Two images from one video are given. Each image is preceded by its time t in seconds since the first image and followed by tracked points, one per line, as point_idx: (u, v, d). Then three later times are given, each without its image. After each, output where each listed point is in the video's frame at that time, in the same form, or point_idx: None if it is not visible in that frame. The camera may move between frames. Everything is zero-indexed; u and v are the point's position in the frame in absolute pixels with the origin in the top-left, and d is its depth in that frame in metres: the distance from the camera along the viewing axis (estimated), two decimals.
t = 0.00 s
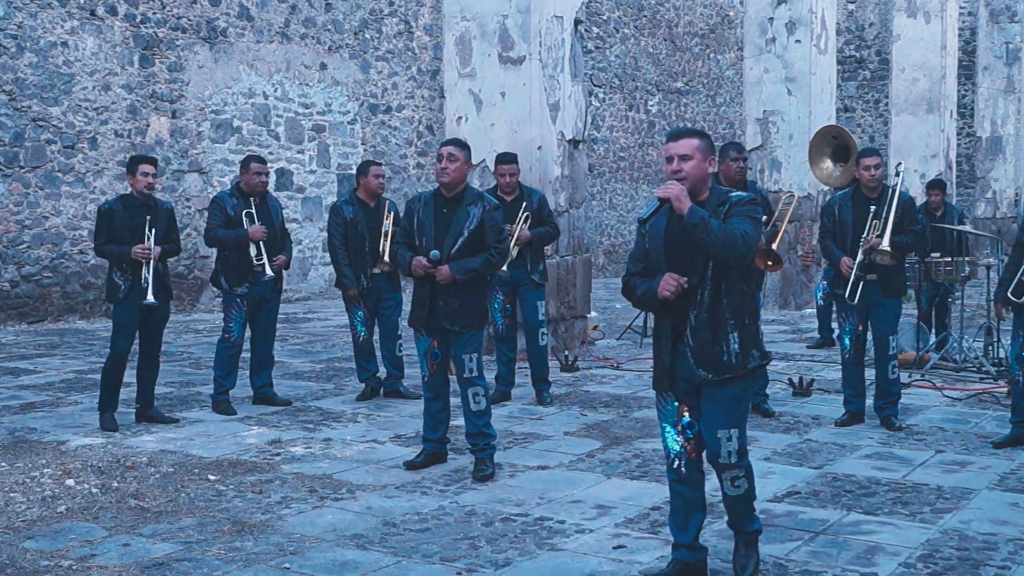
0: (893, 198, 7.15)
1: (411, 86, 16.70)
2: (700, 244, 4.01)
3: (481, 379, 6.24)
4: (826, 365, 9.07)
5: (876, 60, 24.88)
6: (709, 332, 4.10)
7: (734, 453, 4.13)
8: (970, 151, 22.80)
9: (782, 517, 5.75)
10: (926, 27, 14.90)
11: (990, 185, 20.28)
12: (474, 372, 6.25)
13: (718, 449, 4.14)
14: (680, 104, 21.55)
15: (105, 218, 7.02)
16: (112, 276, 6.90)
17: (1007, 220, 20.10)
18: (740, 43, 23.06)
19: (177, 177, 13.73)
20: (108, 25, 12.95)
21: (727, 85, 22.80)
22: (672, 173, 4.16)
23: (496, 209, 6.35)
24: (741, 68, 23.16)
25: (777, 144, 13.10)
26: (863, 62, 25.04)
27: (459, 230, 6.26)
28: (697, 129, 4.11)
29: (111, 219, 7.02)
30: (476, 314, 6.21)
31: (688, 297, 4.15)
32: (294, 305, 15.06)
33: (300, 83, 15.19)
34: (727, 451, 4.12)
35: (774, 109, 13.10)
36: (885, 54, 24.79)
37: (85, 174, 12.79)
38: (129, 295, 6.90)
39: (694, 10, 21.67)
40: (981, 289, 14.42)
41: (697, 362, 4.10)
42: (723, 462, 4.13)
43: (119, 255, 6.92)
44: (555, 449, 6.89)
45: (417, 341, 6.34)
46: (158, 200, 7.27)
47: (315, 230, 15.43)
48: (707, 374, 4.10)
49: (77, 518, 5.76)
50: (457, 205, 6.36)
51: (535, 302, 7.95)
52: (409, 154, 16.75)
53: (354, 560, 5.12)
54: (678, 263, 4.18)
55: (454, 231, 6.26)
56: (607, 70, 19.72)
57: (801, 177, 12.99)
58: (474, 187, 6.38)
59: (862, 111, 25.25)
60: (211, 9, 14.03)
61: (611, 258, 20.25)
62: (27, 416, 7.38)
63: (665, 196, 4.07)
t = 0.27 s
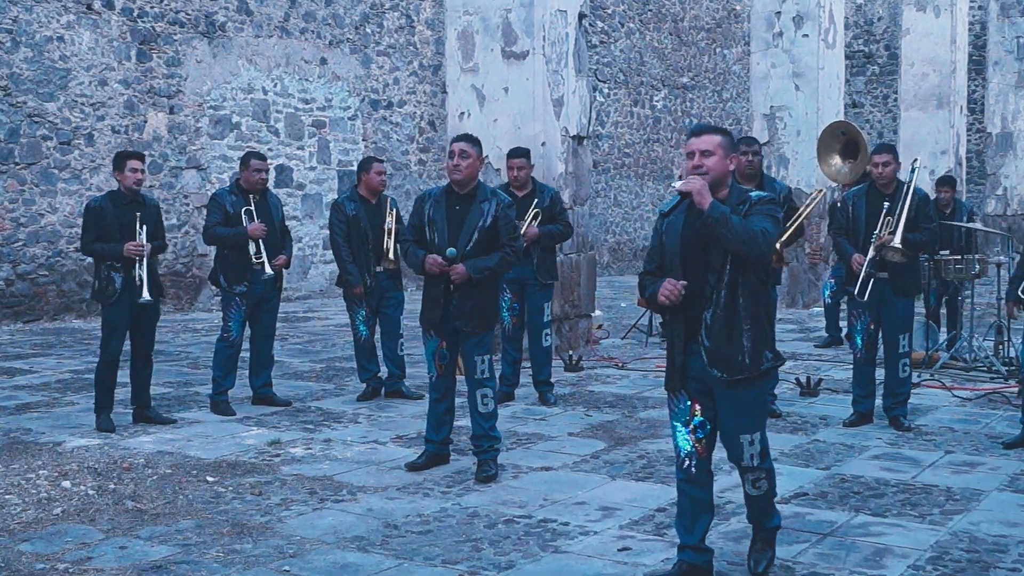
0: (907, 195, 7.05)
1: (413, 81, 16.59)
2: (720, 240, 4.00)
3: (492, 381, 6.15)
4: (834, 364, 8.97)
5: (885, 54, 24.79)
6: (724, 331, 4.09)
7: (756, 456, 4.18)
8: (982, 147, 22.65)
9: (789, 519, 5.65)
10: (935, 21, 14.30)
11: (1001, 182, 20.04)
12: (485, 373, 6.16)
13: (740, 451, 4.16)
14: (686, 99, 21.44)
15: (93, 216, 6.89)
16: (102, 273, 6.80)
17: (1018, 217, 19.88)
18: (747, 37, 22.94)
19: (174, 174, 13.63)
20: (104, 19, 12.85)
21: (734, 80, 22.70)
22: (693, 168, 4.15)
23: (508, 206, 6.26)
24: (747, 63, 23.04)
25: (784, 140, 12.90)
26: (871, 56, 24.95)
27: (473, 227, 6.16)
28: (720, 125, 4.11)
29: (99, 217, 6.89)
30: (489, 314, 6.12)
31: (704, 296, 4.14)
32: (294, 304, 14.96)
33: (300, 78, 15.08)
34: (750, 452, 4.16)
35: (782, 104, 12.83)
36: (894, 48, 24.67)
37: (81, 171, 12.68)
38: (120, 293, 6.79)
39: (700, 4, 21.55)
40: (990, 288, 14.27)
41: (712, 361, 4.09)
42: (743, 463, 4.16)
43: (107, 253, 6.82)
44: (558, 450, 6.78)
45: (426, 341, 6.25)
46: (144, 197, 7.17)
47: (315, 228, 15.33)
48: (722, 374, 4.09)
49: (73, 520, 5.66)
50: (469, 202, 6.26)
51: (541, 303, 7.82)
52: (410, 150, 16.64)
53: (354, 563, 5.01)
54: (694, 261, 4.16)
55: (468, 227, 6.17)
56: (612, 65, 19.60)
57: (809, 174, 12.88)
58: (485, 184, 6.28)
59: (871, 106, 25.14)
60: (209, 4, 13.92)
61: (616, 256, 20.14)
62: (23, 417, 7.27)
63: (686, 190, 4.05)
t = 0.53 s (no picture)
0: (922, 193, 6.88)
1: (411, 75, 16.37)
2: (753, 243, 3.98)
3: (499, 385, 5.94)
4: (844, 366, 8.79)
5: (898, 46, 24.60)
6: (754, 334, 4.09)
7: (779, 458, 4.15)
8: (994, 142, 22.38)
9: (799, 525, 5.45)
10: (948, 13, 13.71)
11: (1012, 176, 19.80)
12: (492, 377, 5.96)
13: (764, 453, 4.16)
14: (691, 93, 21.23)
15: (72, 213, 6.70)
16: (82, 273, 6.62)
17: None
18: (754, 29, 22.73)
19: (165, 170, 13.42)
20: (92, 11, 12.64)
21: (741, 73, 22.52)
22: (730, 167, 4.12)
23: (510, 201, 6.00)
24: (756, 56, 22.82)
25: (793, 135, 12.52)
26: (883, 49, 24.72)
27: (472, 225, 5.96)
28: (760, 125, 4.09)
29: (79, 214, 6.70)
30: (488, 316, 5.91)
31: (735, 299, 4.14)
32: (289, 303, 14.74)
33: (295, 71, 14.87)
34: (772, 454, 4.14)
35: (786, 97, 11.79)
36: (906, 41, 24.46)
37: (68, 166, 12.47)
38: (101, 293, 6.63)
39: None
40: (1004, 286, 14.06)
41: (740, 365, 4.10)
42: (766, 465, 4.16)
43: (86, 252, 6.62)
44: (561, 454, 6.59)
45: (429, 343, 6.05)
46: (123, 194, 6.98)
47: (310, 225, 15.13)
48: (749, 378, 4.09)
49: (58, 527, 5.46)
50: (471, 200, 6.07)
51: (548, 304, 7.62)
52: (409, 145, 16.44)
53: (349, 571, 4.82)
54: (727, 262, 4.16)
55: (468, 225, 5.98)
56: (616, 57, 19.37)
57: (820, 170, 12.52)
58: (489, 182, 6.05)
59: (882, 100, 24.93)
60: None
61: (620, 253, 19.94)
62: (8, 421, 7.07)
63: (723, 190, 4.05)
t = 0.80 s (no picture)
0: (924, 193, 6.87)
1: (409, 74, 16.33)
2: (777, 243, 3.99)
3: (492, 386, 5.91)
4: (843, 367, 8.78)
5: (897, 46, 24.59)
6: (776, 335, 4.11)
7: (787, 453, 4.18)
8: (995, 143, 22.34)
9: (797, 527, 5.43)
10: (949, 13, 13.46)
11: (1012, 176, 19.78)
12: (485, 378, 5.93)
13: (772, 446, 4.19)
14: (691, 92, 21.21)
15: (64, 214, 6.67)
16: (74, 273, 6.59)
17: None
18: (753, 29, 22.70)
19: (162, 169, 13.38)
20: (89, 9, 12.60)
21: (741, 73, 22.51)
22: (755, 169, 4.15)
23: (495, 199, 5.92)
24: (755, 55, 22.80)
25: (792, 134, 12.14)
26: (883, 48, 24.71)
27: (458, 223, 5.93)
28: (786, 126, 4.11)
29: (70, 215, 6.67)
30: (475, 315, 5.86)
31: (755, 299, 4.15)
32: (286, 303, 14.71)
33: (292, 70, 14.83)
34: (782, 449, 4.17)
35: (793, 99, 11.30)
36: (906, 40, 24.45)
37: (64, 166, 12.44)
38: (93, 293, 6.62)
39: None
40: (1004, 287, 14.03)
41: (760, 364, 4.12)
42: (775, 459, 4.18)
43: (78, 251, 6.60)
44: (559, 455, 6.57)
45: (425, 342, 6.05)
46: (114, 194, 6.95)
47: (307, 225, 15.10)
48: (771, 378, 4.11)
49: (55, 528, 5.43)
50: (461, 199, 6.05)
51: (547, 306, 7.58)
52: (407, 144, 16.41)
53: (346, 573, 4.79)
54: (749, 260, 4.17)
55: (453, 224, 5.96)
56: (615, 57, 19.34)
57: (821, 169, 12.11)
58: (481, 181, 6.02)
59: (882, 100, 24.92)
60: None
61: (619, 254, 19.91)
62: (4, 422, 7.04)
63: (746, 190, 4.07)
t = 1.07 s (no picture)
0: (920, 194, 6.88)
1: (406, 74, 16.31)
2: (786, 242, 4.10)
3: (480, 386, 5.92)
4: (839, 368, 8.78)
5: (894, 48, 24.62)
6: (783, 331, 4.21)
7: (788, 446, 4.28)
8: (992, 144, 22.34)
9: (793, 527, 5.43)
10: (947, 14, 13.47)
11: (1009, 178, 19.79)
12: (473, 378, 5.94)
13: (772, 440, 4.29)
14: (688, 93, 21.22)
15: (59, 214, 6.65)
16: (70, 274, 6.57)
17: None
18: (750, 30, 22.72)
19: (158, 170, 13.36)
20: (85, 9, 12.57)
21: (737, 74, 22.53)
22: (766, 165, 4.26)
23: (481, 200, 5.91)
24: (751, 56, 22.82)
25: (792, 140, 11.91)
26: (880, 50, 24.74)
27: (444, 222, 5.96)
28: (797, 125, 4.21)
29: (65, 215, 6.65)
30: (460, 314, 5.86)
31: (763, 296, 4.24)
32: (282, 304, 14.68)
33: (289, 70, 14.81)
34: (782, 444, 4.27)
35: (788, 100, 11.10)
36: (902, 41, 24.48)
37: (60, 166, 12.41)
38: (89, 293, 6.60)
39: None
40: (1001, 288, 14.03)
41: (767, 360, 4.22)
42: (774, 454, 4.28)
43: (74, 252, 6.58)
44: (556, 456, 6.56)
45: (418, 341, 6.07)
46: (108, 194, 6.92)
47: (303, 226, 15.08)
48: (777, 373, 4.22)
49: (52, 529, 5.42)
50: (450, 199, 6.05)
51: (545, 307, 7.55)
52: (404, 145, 16.39)
53: (343, 574, 4.79)
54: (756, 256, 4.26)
55: (440, 223, 5.97)
56: (612, 58, 19.34)
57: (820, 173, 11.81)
58: (470, 180, 6.02)
59: (879, 102, 24.94)
60: None
61: (616, 255, 19.91)
62: None
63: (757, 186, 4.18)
